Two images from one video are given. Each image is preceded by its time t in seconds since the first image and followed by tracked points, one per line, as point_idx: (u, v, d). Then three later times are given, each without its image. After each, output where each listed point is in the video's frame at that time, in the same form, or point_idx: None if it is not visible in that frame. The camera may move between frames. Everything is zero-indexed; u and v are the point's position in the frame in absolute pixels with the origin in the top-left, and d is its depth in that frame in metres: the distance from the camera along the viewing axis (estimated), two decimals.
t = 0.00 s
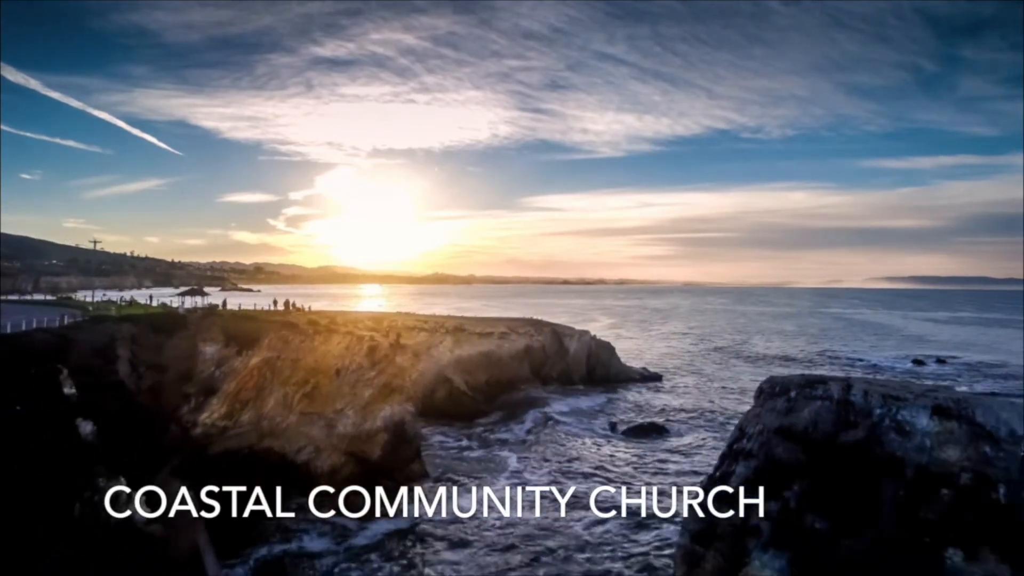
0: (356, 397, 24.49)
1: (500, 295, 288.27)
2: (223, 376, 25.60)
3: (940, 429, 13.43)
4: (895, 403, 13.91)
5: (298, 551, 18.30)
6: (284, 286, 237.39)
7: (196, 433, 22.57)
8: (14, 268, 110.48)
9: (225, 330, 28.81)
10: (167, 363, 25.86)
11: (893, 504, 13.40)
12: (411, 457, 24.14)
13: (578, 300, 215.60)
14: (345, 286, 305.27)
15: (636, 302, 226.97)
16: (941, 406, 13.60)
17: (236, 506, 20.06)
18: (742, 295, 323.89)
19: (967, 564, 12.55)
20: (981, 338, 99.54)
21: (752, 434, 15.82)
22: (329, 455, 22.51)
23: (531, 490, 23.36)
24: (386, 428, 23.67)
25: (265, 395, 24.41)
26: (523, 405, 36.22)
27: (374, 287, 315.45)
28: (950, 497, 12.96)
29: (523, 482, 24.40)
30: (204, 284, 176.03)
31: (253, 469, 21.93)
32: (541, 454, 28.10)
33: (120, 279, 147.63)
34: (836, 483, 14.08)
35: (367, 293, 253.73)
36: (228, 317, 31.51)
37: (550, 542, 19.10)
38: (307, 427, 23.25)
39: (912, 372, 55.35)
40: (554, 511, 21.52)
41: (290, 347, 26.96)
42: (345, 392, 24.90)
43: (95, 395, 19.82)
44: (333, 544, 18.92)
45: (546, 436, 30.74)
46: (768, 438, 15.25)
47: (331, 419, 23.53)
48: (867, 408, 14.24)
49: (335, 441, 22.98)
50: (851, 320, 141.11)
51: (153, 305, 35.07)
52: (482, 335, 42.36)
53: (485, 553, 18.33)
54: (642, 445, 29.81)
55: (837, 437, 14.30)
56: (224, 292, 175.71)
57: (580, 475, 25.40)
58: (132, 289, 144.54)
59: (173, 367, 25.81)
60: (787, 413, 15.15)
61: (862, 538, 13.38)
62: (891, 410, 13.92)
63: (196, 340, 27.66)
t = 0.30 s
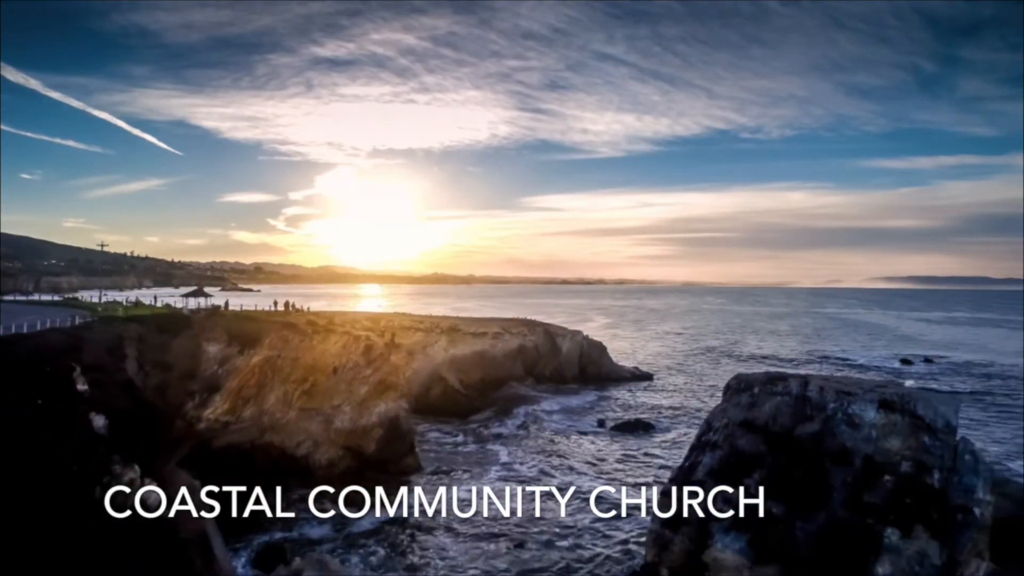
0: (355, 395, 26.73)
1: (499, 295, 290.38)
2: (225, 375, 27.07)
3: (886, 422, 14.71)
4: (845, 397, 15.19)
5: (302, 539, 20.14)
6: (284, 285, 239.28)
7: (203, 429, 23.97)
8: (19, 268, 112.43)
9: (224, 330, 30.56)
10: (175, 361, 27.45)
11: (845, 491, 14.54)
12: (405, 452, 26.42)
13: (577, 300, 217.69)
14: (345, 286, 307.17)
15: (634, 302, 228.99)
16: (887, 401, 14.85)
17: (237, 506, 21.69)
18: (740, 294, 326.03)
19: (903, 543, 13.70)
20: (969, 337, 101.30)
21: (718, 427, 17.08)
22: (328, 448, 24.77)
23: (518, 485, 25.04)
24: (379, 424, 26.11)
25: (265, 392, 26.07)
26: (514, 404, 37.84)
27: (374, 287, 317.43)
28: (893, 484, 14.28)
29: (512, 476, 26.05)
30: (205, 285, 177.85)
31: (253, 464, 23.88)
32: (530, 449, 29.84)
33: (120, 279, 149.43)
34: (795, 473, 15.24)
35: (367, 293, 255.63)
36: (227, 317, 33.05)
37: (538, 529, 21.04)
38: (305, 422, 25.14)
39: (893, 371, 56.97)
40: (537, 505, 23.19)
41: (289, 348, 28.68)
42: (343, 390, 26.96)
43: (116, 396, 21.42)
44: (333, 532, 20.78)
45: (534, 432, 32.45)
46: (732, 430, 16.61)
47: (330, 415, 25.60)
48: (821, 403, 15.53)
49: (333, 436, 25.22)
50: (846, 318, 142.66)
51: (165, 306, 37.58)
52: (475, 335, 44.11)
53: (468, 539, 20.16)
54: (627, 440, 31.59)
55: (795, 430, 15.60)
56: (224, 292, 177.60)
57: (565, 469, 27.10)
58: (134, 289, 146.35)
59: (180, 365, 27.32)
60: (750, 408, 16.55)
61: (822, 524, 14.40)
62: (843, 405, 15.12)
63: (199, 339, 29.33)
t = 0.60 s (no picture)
0: (353, 394, 26.97)
1: (499, 295, 290.88)
2: (228, 373, 27.41)
3: (851, 417, 15.11)
4: (815, 393, 15.56)
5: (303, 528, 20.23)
6: (283, 285, 239.69)
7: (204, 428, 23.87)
8: (19, 269, 112.94)
9: (226, 330, 30.77)
10: (178, 360, 27.38)
11: (811, 482, 14.85)
12: (400, 448, 26.46)
13: (575, 301, 218.27)
14: (345, 286, 307.56)
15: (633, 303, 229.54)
16: (852, 398, 15.22)
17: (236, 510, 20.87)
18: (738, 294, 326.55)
19: (864, 530, 13.98)
20: (965, 337, 101.62)
21: (696, 422, 17.30)
22: (326, 444, 24.69)
23: (507, 479, 25.34)
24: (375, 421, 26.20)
25: (265, 389, 26.23)
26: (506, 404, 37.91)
27: (374, 287, 317.85)
28: (856, 474, 14.63)
29: (501, 471, 26.37)
30: (204, 285, 178.16)
31: (254, 461, 23.75)
32: (520, 445, 30.16)
33: (120, 279, 149.83)
34: (767, 467, 15.54)
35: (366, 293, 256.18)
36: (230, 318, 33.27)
37: (528, 522, 21.07)
38: (304, 419, 25.20)
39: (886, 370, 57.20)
40: (529, 499, 23.18)
41: (287, 348, 28.86)
42: (342, 387, 27.27)
43: (114, 390, 21.34)
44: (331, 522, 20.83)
45: (525, 430, 32.77)
46: (709, 425, 16.81)
47: (328, 412, 25.69)
48: (792, 399, 15.87)
49: (332, 432, 25.13)
50: (843, 318, 143.17)
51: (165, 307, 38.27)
52: (470, 335, 44.38)
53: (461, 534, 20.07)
54: (617, 437, 31.98)
55: (767, 425, 15.97)
56: (223, 292, 177.77)
57: (556, 465, 27.34)
58: (133, 289, 146.72)
59: (184, 364, 27.36)
60: (726, 404, 16.87)
61: (790, 514, 14.71)
62: (811, 401, 15.50)
63: (201, 339, 29.51)
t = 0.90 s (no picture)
0: (350, 391, 28.15)
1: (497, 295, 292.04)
2: (229, 372, 27.21)
3: (817, 412, 16.16)
4: (784, 390, 16.59)
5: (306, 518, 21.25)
6: (282, 285, 240.64)
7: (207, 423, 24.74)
8: (20, 269, 113.86)
9: (228, 330, 31.60)
10: (180, 359, 28.16)
11: (777, 473, 15.88)
12: (395, 444, 27.54)
13: (574, 301, 219.32)
14: (344, 286, 308.77)
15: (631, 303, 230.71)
16: (817, 394, 16.29)
17: (238, 510, 21.17)
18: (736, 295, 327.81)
19: (824, 517, 15.04)
20: (958, 338, 102.79)
21: (672, 418, 18.31)
22: (324, 440, 26.18)
23: (498, 474, 26.35)
24: (371, 418, 27.50)
25: (265, 388, 27.06)
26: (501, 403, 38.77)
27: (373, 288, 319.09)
28: (819, 466, 15.62)
29: (493, 466, 27.40)
30: (204, 285, 179.24)
31: (255, 457, 25.09)
32: (512, 441, 31.17)
33: (121, 279, 150.92)
34: (737, 460, 16.53)
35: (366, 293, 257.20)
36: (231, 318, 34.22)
37: (517, 516, 21.88)
38: (304, 416, 26.51)
39: (876, 370, 58.21)
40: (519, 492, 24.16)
41: (286, 347, 29.80)
42: (340, 385, 28.35)
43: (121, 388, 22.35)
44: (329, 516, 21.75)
45: (517, 427, 33.75)
46: (685, 421, 17.82)
47: (326, 409, 27.00)
48: (762, 396, 16.86)
49: (330, 429, 26.57)
50: (839, 319, 144.15)
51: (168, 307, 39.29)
52: (465, 335, 45.36)
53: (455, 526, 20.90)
54: (607, 434, 33.02)
55: (738, 421, 16.97)
56: (224, 292, 178.77)
57: (546, 461, 28.31)
58: (133, 289, 147.66)
59: (185, 363, 28.04)
60: (701, 401, 17.89)
61: (758, 504, 15.69)
62: (780, 398, 16.50)
63: (203, 339, 30.12)
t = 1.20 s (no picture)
0: (348, 389, 29.24)
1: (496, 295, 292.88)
2: (231, 371, 28.63)
3: (785, 408, 17.20)
4: (755, 387, 17.64)
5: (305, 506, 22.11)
6: (282, 285, 241.46)
7: (210, 420, 25.79)
8: (22, 269, 115.10)
9: (230, 330, 32.68)
10: (183, 358, 29.23)
11: (747, 465, 16.92)
12: (391, 441, 28.61)
13: (572, 301, 220.31)
14: (344, 286, 309.96)
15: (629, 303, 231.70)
16: (786, 391, 17.38)
17: (241, 501, 22.14)
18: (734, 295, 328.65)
19: (789, 506, 16.06)
20: (952, 337, 103.80)
21: (651, 414, 19.34)
22: (322, 436, 27.14)
23: (490, 468, 27.34)
24: (368, 415, 28.52)
25: (266, 386, 28.08)
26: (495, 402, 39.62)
27: (372, 288, 319.90)
28: (786, 458, 16.64)
29: (485, 461, 28.40)
30: (204, 285, 180.26)
31: (255, 452, 26.04)
32: (502, 437, 32.21)
33: (121, 279, 151.95)
34: (710, 453, 17.56)
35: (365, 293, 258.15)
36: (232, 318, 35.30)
37: (505, 507, 22.77)
38: (303, 413, 27.58)
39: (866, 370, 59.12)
40: (510, 485, 25.16)
41: (286, 347, 30.86)
42: (337, 383, 29.43)
43: (128, 386, 23.46)
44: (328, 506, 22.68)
45: (510, 424, 34.73)
46: (663, 416, 18.85)
47: (324, 407, 28.08)
48: (735, 393, 17.93)
49: (328, 426, 27.62)
50: (835, 320, 144.75)
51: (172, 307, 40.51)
52: (461, 335, 46.33)
53: (445, 515, 21.85)
54: (597, 431, 34.00)
55: (712, 416, 18.01)
56: (224, 292, 179.77)
57: (536, 456, 29.29)
58: (133, 289, 148.68)
59: (188, 361, 29.11)
60: (678, 398, 18.95)
61: (728, 493, 16.73)
62: (752, 395, 17.57)
63: (206, 338, 31.25)
